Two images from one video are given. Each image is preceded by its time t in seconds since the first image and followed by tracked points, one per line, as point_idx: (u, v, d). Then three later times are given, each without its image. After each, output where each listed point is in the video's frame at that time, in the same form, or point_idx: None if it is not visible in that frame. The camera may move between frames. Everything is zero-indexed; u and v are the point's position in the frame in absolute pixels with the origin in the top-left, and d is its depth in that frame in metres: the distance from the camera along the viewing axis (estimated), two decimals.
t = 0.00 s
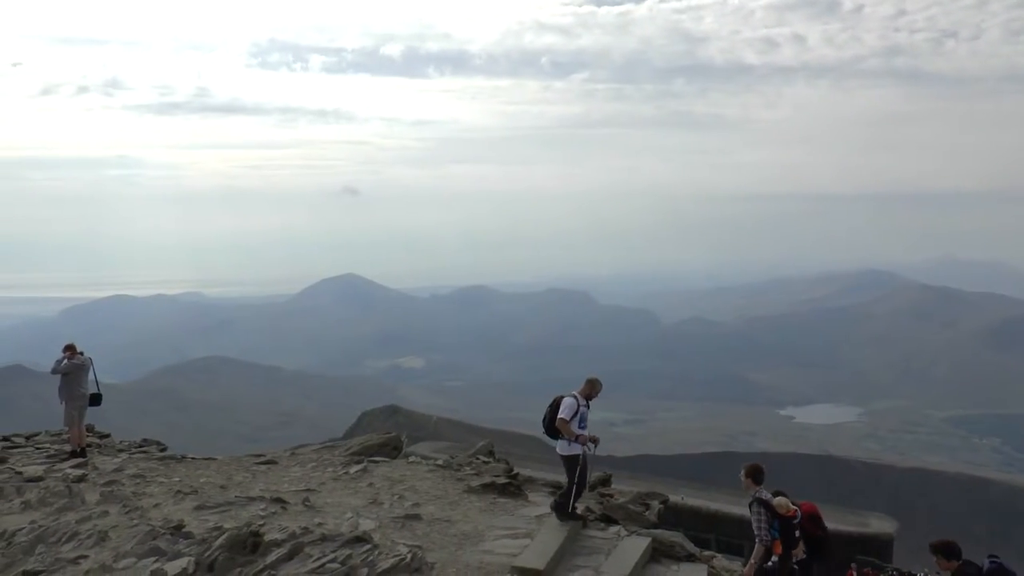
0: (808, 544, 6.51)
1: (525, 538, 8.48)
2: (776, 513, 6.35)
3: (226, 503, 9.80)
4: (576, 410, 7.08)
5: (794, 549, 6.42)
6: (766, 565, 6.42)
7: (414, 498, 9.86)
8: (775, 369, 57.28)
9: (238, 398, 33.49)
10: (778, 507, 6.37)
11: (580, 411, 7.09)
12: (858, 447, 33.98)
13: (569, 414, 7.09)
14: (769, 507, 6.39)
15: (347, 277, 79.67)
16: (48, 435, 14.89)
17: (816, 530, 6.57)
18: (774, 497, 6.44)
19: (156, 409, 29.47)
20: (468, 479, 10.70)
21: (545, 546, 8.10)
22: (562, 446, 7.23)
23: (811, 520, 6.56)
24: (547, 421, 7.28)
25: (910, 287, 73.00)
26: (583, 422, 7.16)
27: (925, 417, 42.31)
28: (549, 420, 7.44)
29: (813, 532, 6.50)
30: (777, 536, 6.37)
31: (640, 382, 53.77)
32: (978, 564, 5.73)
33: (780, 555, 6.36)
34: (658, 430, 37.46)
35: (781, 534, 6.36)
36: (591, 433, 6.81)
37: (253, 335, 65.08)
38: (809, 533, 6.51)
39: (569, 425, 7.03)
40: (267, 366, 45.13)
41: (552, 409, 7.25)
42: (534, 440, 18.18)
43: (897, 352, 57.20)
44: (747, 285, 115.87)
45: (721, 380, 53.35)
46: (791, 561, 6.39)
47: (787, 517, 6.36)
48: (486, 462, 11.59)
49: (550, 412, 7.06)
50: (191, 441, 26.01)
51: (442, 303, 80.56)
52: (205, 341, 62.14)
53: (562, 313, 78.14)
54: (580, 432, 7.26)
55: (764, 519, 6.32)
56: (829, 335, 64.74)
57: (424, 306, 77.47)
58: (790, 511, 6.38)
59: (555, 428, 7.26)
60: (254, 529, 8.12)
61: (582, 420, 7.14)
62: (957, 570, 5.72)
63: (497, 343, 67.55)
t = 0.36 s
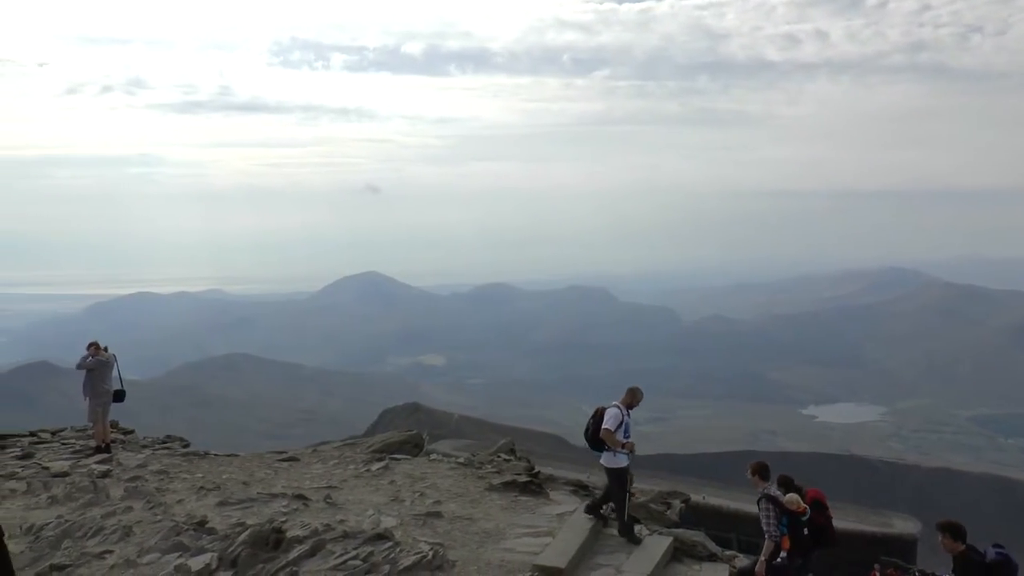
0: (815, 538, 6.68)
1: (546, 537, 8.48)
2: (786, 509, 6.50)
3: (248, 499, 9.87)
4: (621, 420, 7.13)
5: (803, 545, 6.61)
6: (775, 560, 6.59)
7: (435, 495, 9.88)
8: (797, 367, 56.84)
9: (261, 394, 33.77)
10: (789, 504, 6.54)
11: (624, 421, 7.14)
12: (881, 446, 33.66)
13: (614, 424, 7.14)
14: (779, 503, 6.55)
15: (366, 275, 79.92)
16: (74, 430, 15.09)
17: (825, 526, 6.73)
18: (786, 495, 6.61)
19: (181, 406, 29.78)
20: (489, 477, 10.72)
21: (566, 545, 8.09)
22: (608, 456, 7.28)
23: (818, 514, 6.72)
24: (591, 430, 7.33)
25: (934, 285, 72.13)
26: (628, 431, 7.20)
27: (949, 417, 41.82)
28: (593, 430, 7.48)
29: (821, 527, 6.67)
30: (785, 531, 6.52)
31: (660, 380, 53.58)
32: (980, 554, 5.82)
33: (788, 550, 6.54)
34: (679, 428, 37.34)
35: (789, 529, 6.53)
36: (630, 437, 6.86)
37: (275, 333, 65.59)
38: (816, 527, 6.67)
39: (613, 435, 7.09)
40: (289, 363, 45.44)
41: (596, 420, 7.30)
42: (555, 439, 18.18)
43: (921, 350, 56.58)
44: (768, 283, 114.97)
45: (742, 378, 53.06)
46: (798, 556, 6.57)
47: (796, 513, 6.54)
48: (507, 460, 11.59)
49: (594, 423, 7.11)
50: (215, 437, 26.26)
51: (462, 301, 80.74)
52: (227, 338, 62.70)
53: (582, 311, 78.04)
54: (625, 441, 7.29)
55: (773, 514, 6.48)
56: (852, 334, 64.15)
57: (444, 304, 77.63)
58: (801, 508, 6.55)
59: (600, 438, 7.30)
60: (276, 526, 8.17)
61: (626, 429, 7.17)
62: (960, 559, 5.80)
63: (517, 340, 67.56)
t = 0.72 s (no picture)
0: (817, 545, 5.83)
1: (569, 541, 8.45)
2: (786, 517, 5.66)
3: (271, 502, 9.90)
4: (670, 434, 6.72)
5: (804, 553, 5.79)
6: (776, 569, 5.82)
7: (457, 499, 9.87)
8: (819, 372, 56.35)
9: (284, 398, 34.02)
10: (787, 510, 5.70)
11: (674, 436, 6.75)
12: (906, 452, 33.29)
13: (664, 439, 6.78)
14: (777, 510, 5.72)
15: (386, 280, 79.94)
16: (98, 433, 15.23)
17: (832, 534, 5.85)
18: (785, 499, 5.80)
19: (205, 409, 30.06)
20: (511, 481, 10.69)
21: (589, 550, 8.06)
22: (656, 470, 6.92)
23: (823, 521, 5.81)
24: (640, 443, 6.99)
25: (959, 289, 71.26)
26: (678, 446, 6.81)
27: (975, 422, 41.28)
28: (643, 440, 7.10)
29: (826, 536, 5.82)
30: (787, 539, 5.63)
31: (681, 385, 53.37)
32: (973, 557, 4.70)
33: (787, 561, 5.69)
34: (701, 432, 37.14)
35: (790, 536, 5.64)
36: (675, 450, 6.42)
37: (296, 336, 66.06)
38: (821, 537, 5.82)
39: (662, 450, 6.68)
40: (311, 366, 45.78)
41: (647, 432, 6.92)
42: (576, 443, 18.15)
43: (946, 354, 55.91)
44: (791, 286, 114.27)
45: (764, 382, 52.70)
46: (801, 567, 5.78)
47: (795, 519, 5.69)
48: (530, 464, 11.55)
49: (645, 435, 6.66)
50: (239, 440, 26.47)
51: (482, 306, 80.91)
52: (250, 341, 63.25)
53: (603, 314, 77.94)
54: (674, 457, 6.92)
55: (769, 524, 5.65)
56: (875, 338, 63.52)
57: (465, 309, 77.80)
58: (800, 513, 5.69)
59: (649, 449, 6.91)
60: (299, 529, 8.19)
61: (675, 444, 6.79)
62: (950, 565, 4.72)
63: (538, 344, 67.56)
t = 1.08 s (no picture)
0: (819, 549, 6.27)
1: (591, 545, 8.42)
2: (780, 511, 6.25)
3: (293, 505, 9.96)
4: (711, 437, 6.90)
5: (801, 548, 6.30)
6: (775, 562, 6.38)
7: (480, 503, 9.86)
8: (841, 376, 55.77)
9: (306, 401, 34.23)
10: (780, 504, 6.24)
11: (717, 440, 6.94)
12: (930, 457, 32.95)
13: (707, 443, 6.94)
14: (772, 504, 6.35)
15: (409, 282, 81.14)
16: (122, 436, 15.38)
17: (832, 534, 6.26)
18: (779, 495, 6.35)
19: (227, 412, 30.29)
20: (533, 485, 10.68)
21: (611, 554, 8.05)
22: (699, 476, 7.09)
23: (823, 521, 6.26)
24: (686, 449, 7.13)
25: (984, 292, 70.45)
26: (721, 449, 6.98)
27: (1001, 427, 40.78)
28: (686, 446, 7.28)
29: (825, 536, 6.21)
30: (783, 534, 6.27)
31: (702, 388, 53.13)
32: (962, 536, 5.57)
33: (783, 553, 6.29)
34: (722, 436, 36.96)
35: (786, 531, 6.25)
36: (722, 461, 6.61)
37: (317, 339, 66.43)
38: (817, 538, 6.22)
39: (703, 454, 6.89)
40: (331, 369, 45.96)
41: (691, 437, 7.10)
42: (597, 446, 18.13)
43: (970, 357, 55.29)
44: (813, 290, 113.14)
45: (786, 386, 52.35)
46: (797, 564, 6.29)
47: (789, 513, 6.22)
48: (552, 468, 11.53)
49: (690, 442, 6.85)
50: (261, 443, 26.67)
51: (502, 309, 80.99)
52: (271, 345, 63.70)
53: (623, 318, 77.80)
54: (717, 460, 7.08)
55: (765, 518, 6.31)
56: (898, 341, 62.91)
57: (485, 313, 77.95)
58: (793, 507, 6.21)
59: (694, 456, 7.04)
60: (321, 531, 8.22)
61: (719, 448, 6.96)
62: (944, 542, 5.51)
63: (557, 348, 67.52)
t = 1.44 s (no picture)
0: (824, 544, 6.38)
1: (614, 548, 8.39)
2: (786, 505, 6.21)
3: (316, 505, 10.00)
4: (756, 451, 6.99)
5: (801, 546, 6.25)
6: (777, 555, 6.32)
7: (502, 505, 9.86)
8: (866, 377, 55.22)
9: (329, 402, 34.44)
10: (788, 498, 6.22)
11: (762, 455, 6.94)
12: (958, 460, 32.51)
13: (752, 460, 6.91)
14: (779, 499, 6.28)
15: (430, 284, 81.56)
16: (147, 437, 15.53)
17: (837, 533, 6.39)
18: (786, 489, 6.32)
19: (252, 413, 30.53)
20: (556, 487, 10.66)
21: (634, 556, 8.02)
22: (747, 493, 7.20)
23: (828, 518, 6.42)
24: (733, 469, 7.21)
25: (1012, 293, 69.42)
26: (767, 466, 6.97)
27: None
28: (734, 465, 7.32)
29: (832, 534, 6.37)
30: (786, 527, 6.22)
31: (724, 390, 52.82)
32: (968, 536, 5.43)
33: (788, 547, 6.22)
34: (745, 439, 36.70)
35: (790, 524, 6.21)
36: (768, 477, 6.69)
37: (340, 341, 66.82)
38: (824, 535, 6.37)
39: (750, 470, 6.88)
40: (354, 371, 46.18)
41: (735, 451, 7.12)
42: (620, 449, 18.07)
43: (998, 359, 54.49)
44: (836, 291, 112.21)
45: (809, 388, 51.90)
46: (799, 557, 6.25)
47: (796, 508, 6.20)
48: (574, 470, 11.51)
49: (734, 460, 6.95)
50: (286, 444, 26.86)
51: (524, 311, 81.04)
52: (294, 346, 64.18)
53: (645, 319, 77.54)
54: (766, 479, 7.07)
55: (770, 510, 6.26)
56: (924, 343, 62.16)
57: (506, 315, 78.00)
58: (801, 502, 6.21)
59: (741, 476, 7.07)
60: (344, 532, 8.26)
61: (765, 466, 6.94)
62: (948, 543, 5.37)
63: (579, 350, 67.41)
